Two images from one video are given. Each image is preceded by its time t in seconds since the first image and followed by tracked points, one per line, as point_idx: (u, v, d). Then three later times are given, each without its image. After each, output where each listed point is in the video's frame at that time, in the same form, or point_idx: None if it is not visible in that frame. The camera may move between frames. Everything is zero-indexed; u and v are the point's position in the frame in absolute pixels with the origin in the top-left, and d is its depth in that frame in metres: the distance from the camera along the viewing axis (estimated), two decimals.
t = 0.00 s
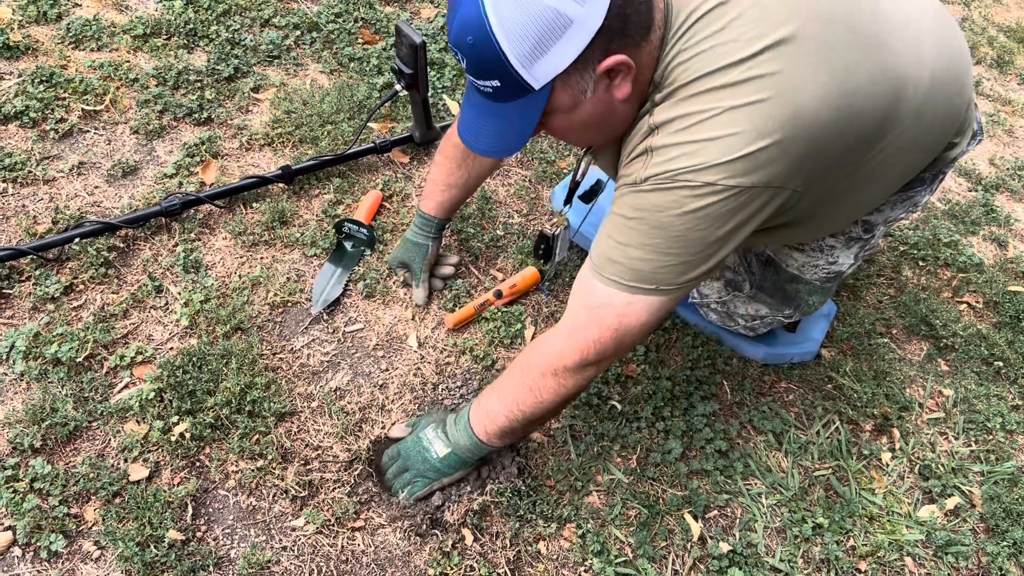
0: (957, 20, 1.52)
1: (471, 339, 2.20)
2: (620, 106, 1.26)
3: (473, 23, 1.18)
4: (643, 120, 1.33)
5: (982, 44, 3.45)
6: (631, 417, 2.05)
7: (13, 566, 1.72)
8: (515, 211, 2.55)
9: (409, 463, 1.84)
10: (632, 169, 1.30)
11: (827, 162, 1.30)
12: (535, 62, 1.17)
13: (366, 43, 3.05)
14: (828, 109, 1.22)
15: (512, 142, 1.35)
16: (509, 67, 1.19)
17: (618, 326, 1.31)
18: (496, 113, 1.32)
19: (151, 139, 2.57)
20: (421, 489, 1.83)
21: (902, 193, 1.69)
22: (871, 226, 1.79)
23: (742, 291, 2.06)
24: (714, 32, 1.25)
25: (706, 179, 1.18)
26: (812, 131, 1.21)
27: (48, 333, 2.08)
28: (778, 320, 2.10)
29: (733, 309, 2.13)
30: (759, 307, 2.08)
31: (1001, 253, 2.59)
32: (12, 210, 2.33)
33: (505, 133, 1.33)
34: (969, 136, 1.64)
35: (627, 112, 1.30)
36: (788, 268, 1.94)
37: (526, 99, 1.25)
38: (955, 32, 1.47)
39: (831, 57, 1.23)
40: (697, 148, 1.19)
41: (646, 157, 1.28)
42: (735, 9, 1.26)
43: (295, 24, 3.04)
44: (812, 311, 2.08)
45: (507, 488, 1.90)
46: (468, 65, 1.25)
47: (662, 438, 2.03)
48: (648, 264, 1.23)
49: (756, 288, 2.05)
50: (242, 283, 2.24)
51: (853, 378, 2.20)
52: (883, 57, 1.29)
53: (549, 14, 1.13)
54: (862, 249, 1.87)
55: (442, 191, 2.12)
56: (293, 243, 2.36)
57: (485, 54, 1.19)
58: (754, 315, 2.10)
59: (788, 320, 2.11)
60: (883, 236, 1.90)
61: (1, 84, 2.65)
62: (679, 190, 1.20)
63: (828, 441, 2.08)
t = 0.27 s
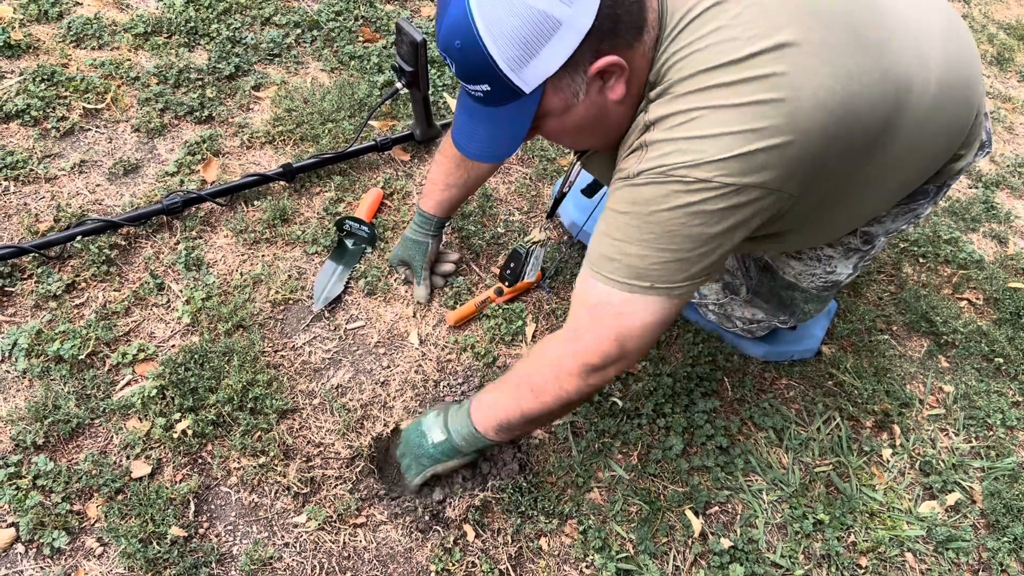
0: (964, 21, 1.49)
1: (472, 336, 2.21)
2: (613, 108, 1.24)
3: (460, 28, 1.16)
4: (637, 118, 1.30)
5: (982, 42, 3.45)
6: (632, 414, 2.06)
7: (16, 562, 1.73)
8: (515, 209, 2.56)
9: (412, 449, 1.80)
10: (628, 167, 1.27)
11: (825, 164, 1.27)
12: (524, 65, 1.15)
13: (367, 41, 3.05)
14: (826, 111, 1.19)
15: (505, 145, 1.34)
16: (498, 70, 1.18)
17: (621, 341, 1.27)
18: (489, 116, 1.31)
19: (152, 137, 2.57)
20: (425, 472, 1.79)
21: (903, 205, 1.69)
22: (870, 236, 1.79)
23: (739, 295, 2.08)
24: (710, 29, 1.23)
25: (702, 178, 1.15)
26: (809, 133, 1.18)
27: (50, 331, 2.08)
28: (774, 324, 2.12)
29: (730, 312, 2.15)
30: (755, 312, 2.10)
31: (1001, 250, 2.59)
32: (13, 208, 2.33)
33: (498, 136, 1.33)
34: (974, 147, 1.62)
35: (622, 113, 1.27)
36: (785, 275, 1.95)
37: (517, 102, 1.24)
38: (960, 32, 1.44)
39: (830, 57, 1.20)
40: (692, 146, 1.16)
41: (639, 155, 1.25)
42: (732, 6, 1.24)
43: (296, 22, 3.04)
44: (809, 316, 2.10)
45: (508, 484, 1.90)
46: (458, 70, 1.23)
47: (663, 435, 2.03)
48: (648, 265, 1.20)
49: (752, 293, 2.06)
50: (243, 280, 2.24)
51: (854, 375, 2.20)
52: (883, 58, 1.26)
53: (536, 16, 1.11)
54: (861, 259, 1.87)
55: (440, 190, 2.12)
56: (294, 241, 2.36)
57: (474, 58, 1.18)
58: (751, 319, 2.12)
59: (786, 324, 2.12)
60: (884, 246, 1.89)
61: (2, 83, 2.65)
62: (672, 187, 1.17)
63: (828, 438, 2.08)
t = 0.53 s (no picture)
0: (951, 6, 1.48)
1: (471, 334, 2.21)
2: (596, 104, 1.24)
3: (436, 31, 1.16)
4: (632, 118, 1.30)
5: (981, 39, 3.45)
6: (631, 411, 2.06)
7: (18, 559, 1.73)
8: (515, 207, 2.56)
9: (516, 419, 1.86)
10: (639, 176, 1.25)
11: (826, 151, 1.25)
12: (503, 64, 1.15)
13: (366, 39, 3.05)
14: (819, 97, 1.18)
15: (490, 145, 1.34)
16: (476, 71, 1.17)
17: (728, 342, 1.25)
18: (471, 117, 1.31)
19: (152, 136, 2.58)
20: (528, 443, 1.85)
21: (894, 207, 1.69)
22: (861, 240, 1.79)
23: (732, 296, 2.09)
24: (692, 24, 1.23)
25: (719, 179, 1.12)
26: (806, 119, 1.17)
27: (50, 329, 2.09)
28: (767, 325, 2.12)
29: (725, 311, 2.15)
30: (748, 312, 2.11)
31: (1000, 247, 2.60)
32: (13, 207, 2.34)
33: (482, 137, 1.33)
34: (969, 149, 1.61)
35: (605, 108, 1.27)
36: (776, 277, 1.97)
37: (498, 103, 1.24)
38: (948, 17, 1.44)
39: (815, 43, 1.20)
40: (699, 147, 1.14)
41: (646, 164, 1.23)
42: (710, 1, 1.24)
43: (295, 21, 3.04)
44: (803, 316, 2.10)
45: (508, 480, 1.90)
46: (436, 73, 1.23)
47: (662, 431, 2.04)
48: (707, 278, 1.18)
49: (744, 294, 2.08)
50: (243, 278, 2.25)
51: (852, 371, 2.21)
52: (871, 41, 1.26)
53: (511, 15, 1.10)
54: (852, 262, 1.88)
55: (436, 190, 2.13)
56: (293, 239, 2.36)
57: (451, 61, 1.18)
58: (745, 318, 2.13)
59: (780, 324, 2.12)
60: (876, 249, 1.90)
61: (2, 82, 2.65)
62: (694, 195, 1.14)
63: (827, 434, 2.09)
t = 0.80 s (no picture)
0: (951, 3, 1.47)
1: (470, 330, 2.21)
2: (598, 115, 1.24)
3: (436, 49, 1.17)
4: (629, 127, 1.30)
5: (980, 35, 3.45)
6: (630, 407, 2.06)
7: (18, 556, 1.73)
8: (513, 204, 2.56)
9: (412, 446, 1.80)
10: (625, 183, 1.26)
11: (822, 159, 1.26)
12: (503, 80, 1.16)
13: (364, 36, 3.05)
14: (817, 108, 1.19)
15: (492, 160, 1.35)
16: (477, 88, 1.18)
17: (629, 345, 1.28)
18: (473, 132, 1.31)
19: (151, 134, 2.58)
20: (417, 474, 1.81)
21: (892, 199, 1.69)
22: (859, 232, 1.79)
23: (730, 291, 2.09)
24: (693, 35, 1.22)
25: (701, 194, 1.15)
26: (803, 132, 1.18)
27: (50, 326, 2.09)
28: (766, 319, 2.12)
29: (724, 306, 2.15)
30: (748, 307, 2.10)
31: (999, 242, 2.60)
32: (12, 205, 2.34)
33: (484, 152, 1.33)
34: (965, 142, 1.61)
35: (607, 119, 1.27)
36: (774, 269, 1.97)
37: (499, 118, 1.24)
38: (948, 19, 1.43)
39: (816, 54, 1.19)
40: (687, 161, 1.15)
41: (635, 172, 1.24)
42: (712, 9, 1.23)
43: (294, 19, 3.04)
44: (802, 311, 2.10)
45: (508, 476, 1.90)
46: (437, 91, 1.24)
47: (661, 428, 2.04)
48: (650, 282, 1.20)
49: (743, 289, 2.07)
50: (242, 275, 2.25)
51: (851, 367, 2.21)
52: (871, 49, 1.26)
53: (510, 32, 1.11)
54: (850, 254, 1.88)
55: (433, 188, 2.15)
56: (292, 236, 2.37)
57: (452, 78, 1.19)
58: (744, 314, 2.13)
59: (779, 319, 2.12)
60: (875, 241, 1.89)
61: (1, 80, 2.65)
62: (672, 208, 1.16)
63: (826, 430, 2.09)
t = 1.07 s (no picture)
0: (949, 5, 1.47)
1: (469, 327, 2.21)
2: (594, 115, 1.24)
3: (428, 61, 1.17)
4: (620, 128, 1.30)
5: (980, 31, 3.44)
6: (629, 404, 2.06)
7: (19, 553, 1.74)
8: (513, 200, 2.56)
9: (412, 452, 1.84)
10: (611, 180, 1.27)
11: (812, 160, 1.26)
12: (497, 89, 1.17)
13: (363, 34, 3.05)
14: (808, 111, 1.18)
15: (491, 164, 1.35)
16: (471, 97, 1.19)
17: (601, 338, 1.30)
18: (470, 137, 1.32)
19: (150, 132, 2.58)
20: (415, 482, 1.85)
21: (890, 198, 1.69)
22: (858, 231, 1.79)
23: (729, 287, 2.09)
24: (686, 35, 1.21)
25: (686, 192, 1.15)
26: (792, 135, 1.18)
27: (50, 324, 2.10)
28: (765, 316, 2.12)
29: (723, 303, 2.15)
30: (747, 304, 2.10)
31: (999, 238, 2.60)
32: (12, 203, 2.34)
33: (482, 156, 1.34)
34: (965, 142, 1.62)
35: (604, 119, 1.27)
36: (773, 267, 1.97)
37: (495, 123, 1.25)
38: (945, 24, 1.42)
39: (808, 57, 1.19)
40: (672, 161, 1.16)
41: (623, 167, 1.25)
42: (706, 10, 1.22)
43: (293, 16, 3.04)
44: (801, 308, 2.10)
45: (507, 472, 1.90)
46: (432, 100, 1.25)
47: (660, 424, 2.04)
48: (626, 275, 1.22)
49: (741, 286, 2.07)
50: (241, 273, 2.25)
51: (850, 363, 2.21)
52: (864, 53, 1.25)
53: (500, 43, 1.11)
54: (849, 253, 1.88)
55: (432, 184, 2.15)
56: (292, 234, 2.37)
57: (446, 88, 1.19)
58: (743, 310, 2.13)
59: (778, 316, 2.12)
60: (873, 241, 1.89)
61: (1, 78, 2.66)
62: (655, 204, 1.17)
63: (825, 425, 2.09)
